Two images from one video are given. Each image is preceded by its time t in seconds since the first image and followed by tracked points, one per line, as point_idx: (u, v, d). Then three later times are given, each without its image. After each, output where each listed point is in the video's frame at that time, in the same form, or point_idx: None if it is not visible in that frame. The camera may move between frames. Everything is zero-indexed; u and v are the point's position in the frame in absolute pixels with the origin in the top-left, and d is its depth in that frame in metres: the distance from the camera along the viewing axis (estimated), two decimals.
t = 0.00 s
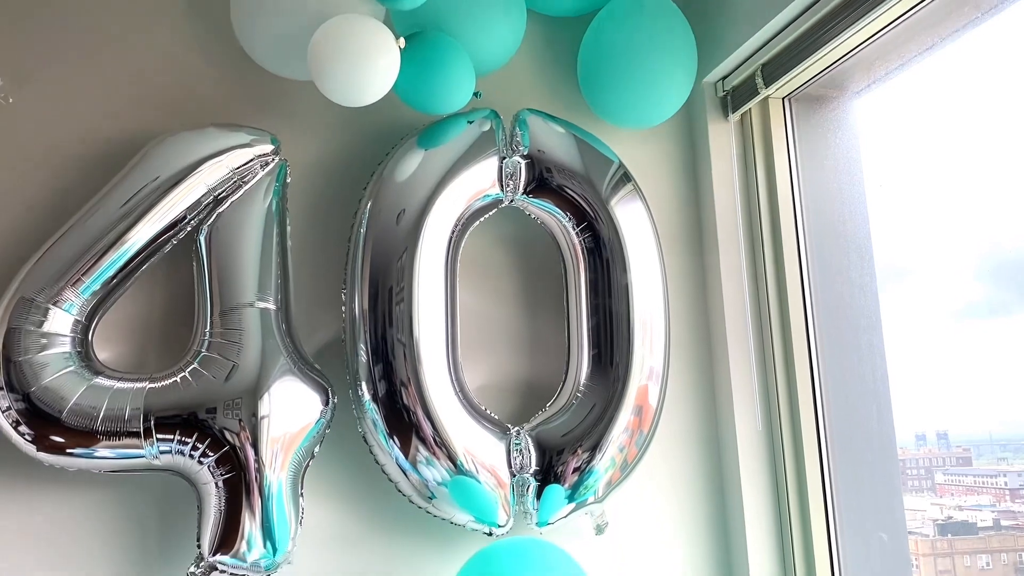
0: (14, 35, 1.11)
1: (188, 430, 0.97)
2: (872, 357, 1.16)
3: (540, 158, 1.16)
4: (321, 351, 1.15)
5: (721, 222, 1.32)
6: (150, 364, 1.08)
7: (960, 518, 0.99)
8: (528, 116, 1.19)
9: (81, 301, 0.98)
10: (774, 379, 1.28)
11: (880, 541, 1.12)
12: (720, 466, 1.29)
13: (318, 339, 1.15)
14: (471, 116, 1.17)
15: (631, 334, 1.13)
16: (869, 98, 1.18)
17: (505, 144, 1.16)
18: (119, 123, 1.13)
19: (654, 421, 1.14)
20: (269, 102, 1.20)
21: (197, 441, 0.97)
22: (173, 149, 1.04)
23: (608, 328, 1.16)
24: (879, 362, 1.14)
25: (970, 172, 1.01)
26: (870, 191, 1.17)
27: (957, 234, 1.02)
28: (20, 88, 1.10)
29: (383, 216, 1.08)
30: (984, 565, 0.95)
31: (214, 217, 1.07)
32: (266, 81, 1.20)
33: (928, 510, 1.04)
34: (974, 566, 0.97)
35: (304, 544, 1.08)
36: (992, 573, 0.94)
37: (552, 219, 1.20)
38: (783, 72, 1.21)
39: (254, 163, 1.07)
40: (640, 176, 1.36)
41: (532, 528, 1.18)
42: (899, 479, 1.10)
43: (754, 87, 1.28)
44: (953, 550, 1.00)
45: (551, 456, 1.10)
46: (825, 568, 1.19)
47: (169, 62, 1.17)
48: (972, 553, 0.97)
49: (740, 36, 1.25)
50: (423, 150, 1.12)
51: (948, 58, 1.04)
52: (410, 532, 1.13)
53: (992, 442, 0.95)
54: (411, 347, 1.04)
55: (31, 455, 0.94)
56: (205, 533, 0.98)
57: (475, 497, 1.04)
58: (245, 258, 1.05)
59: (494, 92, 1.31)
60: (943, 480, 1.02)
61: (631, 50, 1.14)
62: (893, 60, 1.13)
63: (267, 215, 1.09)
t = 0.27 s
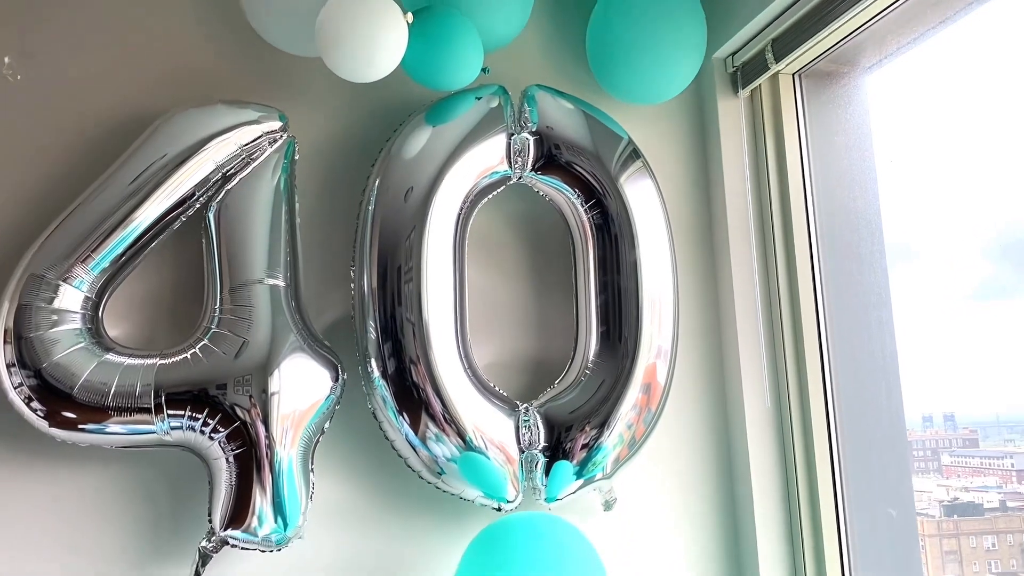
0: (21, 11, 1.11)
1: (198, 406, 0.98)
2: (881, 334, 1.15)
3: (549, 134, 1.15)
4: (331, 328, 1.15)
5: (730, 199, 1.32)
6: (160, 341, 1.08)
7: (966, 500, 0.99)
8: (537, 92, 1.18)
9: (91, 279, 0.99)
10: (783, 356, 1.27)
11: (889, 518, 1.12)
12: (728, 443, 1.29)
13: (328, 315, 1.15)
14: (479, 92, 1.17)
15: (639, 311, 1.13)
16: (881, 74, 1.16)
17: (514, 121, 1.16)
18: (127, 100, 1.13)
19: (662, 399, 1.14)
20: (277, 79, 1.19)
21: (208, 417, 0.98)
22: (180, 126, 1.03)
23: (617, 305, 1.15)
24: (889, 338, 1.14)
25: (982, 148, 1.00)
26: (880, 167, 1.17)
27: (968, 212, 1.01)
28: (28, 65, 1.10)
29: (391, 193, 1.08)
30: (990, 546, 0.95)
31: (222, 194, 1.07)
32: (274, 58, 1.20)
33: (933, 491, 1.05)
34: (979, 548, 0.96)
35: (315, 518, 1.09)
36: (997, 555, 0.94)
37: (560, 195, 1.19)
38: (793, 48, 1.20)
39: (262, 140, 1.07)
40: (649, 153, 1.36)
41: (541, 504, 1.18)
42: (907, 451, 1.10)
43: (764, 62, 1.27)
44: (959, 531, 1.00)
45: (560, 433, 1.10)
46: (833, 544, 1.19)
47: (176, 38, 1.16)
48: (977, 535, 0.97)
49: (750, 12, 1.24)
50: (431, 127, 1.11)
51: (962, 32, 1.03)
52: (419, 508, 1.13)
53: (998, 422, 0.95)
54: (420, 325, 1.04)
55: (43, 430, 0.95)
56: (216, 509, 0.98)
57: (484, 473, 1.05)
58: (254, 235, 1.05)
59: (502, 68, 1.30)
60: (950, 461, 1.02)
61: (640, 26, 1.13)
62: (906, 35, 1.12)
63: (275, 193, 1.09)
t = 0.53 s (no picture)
0: None
1: (210, 380, 0.98)
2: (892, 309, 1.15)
3: (559, 110, 1.15)
4: (341, 304, 1.15)
5: (740, 175, 1.31)
6: (171, 317, 1.09)
7: (973, 480, 0.98)
8: (546, 66, 1.18)
9: (102, 254, 0.99)
10: (793, 334, 1.27)
11: (899, 493, 1.12)
12: (737, 421, 1.29)
13: (338, 292, 1.15)
14: (488, 67, 1.16)
15: (649, 289, 1.13)
16: (895, 48, 1.15)
17: (524, 96, 1.15)
18: (136, 76, 1.13)
19: (671, 376, 1.14)
20: (285, 55, 1.19)
21: (219, 391, 0.98)
22: (189, 102, 1.03)
23: (626, 281, 1.15)
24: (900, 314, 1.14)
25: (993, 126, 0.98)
26: (893, 142, 1.16)
27: (976, 190, 1.00)
28: (37, 41, 1.10)
29: (401, 169, 1.08)
30: (997, 527, 0.94)
31: (232, 169, 1.07)
32: (282, 33, 1.19)
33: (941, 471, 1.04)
34: (985, 528, 0.96)
35: (326, 493, 1.09)
36: (1004, 535, 0.93)
37: (570, 171, 1.19)
38: (804, 23, 1.18)
39: (271, 115, 1.07)
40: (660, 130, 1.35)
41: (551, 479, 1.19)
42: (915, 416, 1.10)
43: (776, 36, 1.26)
44: (966, 511, 0.99)
45: (569, 409, 1.10)
46: (841, 521, 1.19)
47: (185, 14, 1.16)
48: (984, 515, 0.96)
49: None
50: (440, 102, 1.11)
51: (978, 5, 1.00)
52: (429, 484, 1.14)
53: (1007, 406, 0.93)
54: (430, 303, 1.05)
55: (56, 405, 0.96)
56: (228, 483, 0.99)
57: (494, 449, 1.05)
58: (263, 211, 1.05)
59: (512, 43, 1.29)
60: (957, 442, 1.01)
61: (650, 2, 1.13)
62: (920, 9, 1.10)
63: (284, 170, 1.08)
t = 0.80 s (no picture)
0: None
1: (219, 354, 0.99)
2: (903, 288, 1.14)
3: (567, 84, 1.14)
4: (349, 279, 1.15)
5: (750, 150, 1.30)
6: (180, 291, 1.09)
7: (981, 461, 0.98)
8: (555, 39, 1.17)
9: (111, 228, 0.99)
10: (802, 311, 1.26)
11: (907, 468, 1.12)
12: (745, 397, 1.29)
13: (346, 266, 1.15)
14: (496, 40, 1.15)
15: (657, 266, 1.12)
16: (906, 23, 1.13)
17: (532, 69, 1.14)
18: (142, 51, 1.12)
19: (679, 352, 1.14)
20: (292, 28, 1.18)
21: (229, 364, 0.99)
22: (196, 77, 1.03)
23: (635, 257, 1.15)
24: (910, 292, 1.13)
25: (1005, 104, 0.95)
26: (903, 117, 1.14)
27: (983, 173, 0.99)
28: (44, 15, 1.09)
29: (408, 144, 1.08)
30: (1003, 507, 0.94)
31: (240, 143, 1.06)
32: (289, 7, 1.19)
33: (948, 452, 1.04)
34: (992, 509, 0.96)
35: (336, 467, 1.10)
36: (1011, 515, 0.92)
37: (579, 145, 1.19)
38: None
39: (278, 90, 1.06)
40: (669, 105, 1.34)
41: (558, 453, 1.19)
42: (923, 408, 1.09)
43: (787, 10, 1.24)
44: (973, 492, 0.99)
45: (577, 383, 1.11)
46: (849, 498, 1.20)
47: None
48: (991, 496, 0.96)
49: None
50: (448, 76, 1.10)
51: None
52: (437, 458, 1.14)
53: (1016, 388, 0.92)
54: (438, 280, 1.05)
55: (66, 378, 0.96)
56: (238, 456, 1.00)
57: (502, 423, 1.06)
58: (271, 186, 1.05)
59: (520, 17, 1.28)
60: (965, 423, 1.01)
61: None
62: None
63: (292, 145, 1.08)
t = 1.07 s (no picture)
0: None
1: (227, 327, 0.99)
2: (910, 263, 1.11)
3: (575, 57, 1.13)
4: (357, 254, 1.15)
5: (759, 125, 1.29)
6: (188, 266, 1.09)
7: (987, 441, 0.95)
8: (563, 12, 1.15)
9: (118, 202, 0.99)
10: (810, 285, 1.25)
11: (914, 444, 1.09)
12: (753, 373, 1.28)
13: (353, 240, 1.15)
14: (504, 12, 1.14)
15: (665, 240, 1.12)
16: None
17: (539, 42, 1.13)
18: (148, 26, 1.12)
19: (686, 328, 1.13)
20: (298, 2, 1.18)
21: (236, 337, 0.99)
22: (201, 50, 1.02)
23: (642, 231, 1.15)
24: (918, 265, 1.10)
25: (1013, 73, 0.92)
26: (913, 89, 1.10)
27: (993, 142, 0.95)
28: None
29: (414, 118, 1.07)
30: (1010, 487, 0.92)
31: (246, 117, 1.06)
32: None
33: (955, 433, 1.01)
34: (998, 489, 0.94)
35: (343, 439, 1.11)
36: (1017, 495, 0.90)
37: (586, 119, 1.18)
38: None
39: (284, 62, 1.06)
40: (679, 79, 1.34)
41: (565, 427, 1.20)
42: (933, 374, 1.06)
43: None
44: (979, 472, 0.97)
45: (583, 359, 1.10)
46: (855, 473, 1.18)
47: None
48: (997, 476, 0.94)
49: None
50: (454, 49, 1.10)
51: None
52: (444, 432, 1.15)
53: None
54: (445, 256, 1.04)
55: (76, 351, 0.97)
56: (246, 428, 1.00)
57: (509, 397, 1.06)
58: (276, 160, 1.04)
59: None
60: (972, 403, 0.98)
61: None
62: None
63: (298, 120, 1.07)
